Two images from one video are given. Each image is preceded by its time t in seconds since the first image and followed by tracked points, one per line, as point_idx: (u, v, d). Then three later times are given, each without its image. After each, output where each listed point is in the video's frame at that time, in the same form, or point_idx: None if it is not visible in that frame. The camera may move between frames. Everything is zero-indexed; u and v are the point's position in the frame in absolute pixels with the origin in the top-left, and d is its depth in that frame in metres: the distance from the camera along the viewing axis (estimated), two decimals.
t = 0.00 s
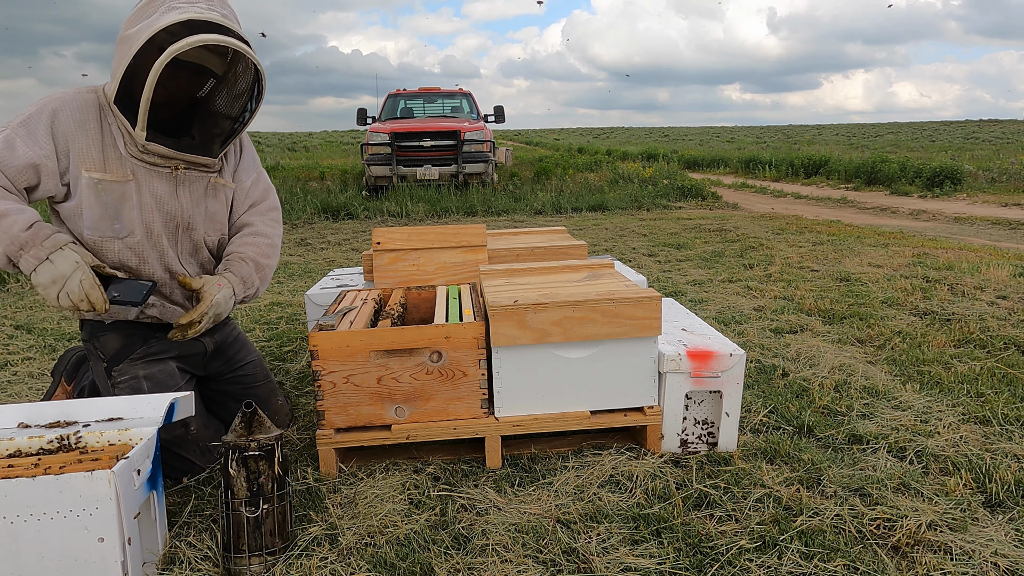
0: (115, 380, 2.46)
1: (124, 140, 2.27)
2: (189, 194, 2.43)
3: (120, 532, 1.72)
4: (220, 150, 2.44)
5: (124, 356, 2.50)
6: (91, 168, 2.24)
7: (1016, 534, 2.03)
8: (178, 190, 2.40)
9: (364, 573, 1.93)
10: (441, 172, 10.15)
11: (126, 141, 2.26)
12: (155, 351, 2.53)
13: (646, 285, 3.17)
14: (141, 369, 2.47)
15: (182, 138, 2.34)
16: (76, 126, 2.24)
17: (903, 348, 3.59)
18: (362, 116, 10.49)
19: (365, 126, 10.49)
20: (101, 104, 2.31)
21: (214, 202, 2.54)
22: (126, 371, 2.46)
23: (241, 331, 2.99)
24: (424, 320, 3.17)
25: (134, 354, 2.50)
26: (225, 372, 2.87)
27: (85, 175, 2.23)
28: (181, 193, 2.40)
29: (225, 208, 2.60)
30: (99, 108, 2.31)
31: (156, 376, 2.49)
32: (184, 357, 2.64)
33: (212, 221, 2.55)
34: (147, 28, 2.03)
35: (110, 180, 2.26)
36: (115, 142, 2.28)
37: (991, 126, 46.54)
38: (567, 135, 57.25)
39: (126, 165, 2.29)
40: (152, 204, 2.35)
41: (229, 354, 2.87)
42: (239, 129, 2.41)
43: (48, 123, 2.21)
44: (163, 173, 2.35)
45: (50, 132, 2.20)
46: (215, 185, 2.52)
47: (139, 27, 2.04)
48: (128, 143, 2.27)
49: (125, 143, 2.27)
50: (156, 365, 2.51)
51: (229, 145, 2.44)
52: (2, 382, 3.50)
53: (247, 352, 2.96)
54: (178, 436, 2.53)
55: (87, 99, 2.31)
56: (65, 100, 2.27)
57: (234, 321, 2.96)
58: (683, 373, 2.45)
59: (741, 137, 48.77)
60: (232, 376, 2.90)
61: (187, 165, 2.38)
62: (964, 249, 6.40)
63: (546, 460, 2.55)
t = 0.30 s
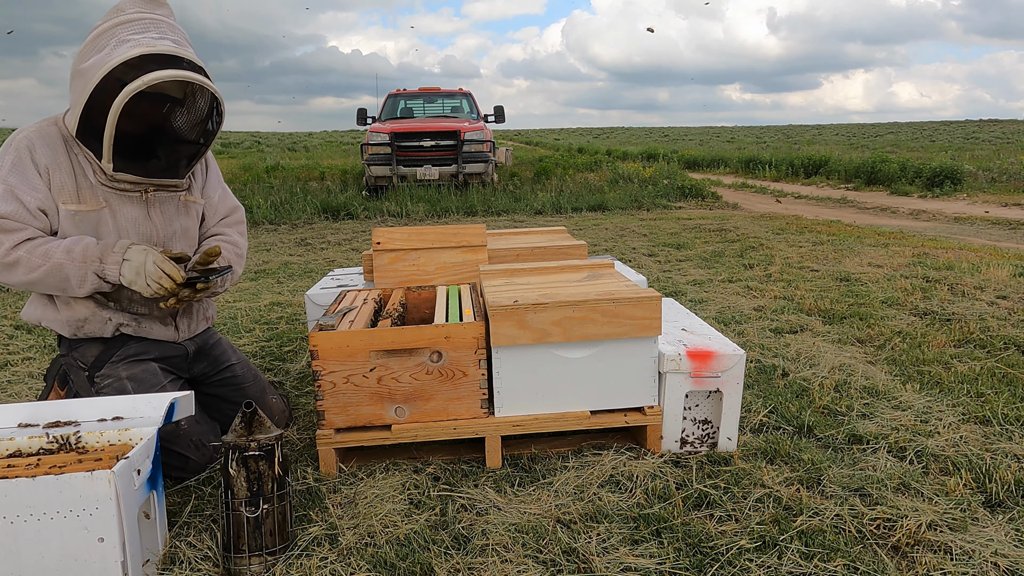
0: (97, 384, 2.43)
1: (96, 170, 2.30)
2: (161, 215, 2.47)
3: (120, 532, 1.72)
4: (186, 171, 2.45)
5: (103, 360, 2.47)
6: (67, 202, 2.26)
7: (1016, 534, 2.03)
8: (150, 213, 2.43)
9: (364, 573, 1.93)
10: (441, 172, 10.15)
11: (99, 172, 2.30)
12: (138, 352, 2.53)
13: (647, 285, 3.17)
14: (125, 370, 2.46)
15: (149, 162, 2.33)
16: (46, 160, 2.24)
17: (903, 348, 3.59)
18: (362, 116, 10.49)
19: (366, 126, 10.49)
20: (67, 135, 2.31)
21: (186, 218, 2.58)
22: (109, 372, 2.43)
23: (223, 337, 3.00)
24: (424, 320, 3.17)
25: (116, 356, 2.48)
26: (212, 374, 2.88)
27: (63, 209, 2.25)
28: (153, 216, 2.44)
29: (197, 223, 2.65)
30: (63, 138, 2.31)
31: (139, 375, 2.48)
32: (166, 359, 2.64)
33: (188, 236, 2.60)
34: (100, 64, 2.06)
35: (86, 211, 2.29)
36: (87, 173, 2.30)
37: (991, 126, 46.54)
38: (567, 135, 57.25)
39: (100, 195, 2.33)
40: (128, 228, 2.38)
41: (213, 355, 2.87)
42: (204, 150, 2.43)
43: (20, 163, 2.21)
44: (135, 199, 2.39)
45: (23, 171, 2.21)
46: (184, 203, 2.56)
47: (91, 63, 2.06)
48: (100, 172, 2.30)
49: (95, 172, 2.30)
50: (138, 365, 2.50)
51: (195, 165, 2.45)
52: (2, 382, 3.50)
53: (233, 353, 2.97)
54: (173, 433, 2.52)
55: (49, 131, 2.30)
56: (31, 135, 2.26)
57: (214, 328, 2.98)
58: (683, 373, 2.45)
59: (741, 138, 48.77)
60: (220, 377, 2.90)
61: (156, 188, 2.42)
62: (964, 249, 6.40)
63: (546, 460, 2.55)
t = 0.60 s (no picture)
0: (99, 386, 2.43)
1: (73, 176, 2.32)
2: (146, 215, 2.49)
3: (120, 532, 1.72)
4: (164, 170, 2.46)
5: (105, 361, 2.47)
6: (46, 210, 2.26)
7: (1016, 534, 2.03)
8: (135, 213, 2.45)
9: (364, 573, 1.93)
10: (441, 172, 10.15)
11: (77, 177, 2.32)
12: (139, 352, 2.53)
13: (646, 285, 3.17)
14: (127, 370, 2.45)
15: (126, 163, 2.33)
16: (21, 171, 2.25)
17: (903, 348, 3.59)
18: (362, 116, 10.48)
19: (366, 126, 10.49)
20: (39, 145, 2.31)
21: (173, 214, 2.60)
22: (111, 373, 2.43)
23: (221, 338, 3.01)
24: (423, 320, 3.17)
25: (116, 356, 2.47)
26: (212, 374, 2.88)
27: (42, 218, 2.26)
28: (139, 216, 2.46)
29: (186, 219, 2.67)
30: (36, 148, 2.32)
31: (140, 375, 2.48)
32: (167, 360, 2.64)
33: (178, 231, 2.62)
34: (66, 70, 2.05)
35: (67, 217, 2.29)
36: (63, 180, 2.31)
37: (991, 126, 46.54)
38: (567, 135, 57.26)
39: (82, 200, 2.33)
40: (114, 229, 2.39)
41: (212, 356, 2.88)
42: (178, 147, 2.44)
43: None
44: (118, 201, 2.41)
45: None
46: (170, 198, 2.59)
47: (57, 70, 2.05)
48: (80, 178, 2.32)
49: (74, 178, 2.32)
50: (140, 366, 2.50)
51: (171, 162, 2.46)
52: (2, 382, 3.51)
53: (231, 353, 2.98)
54: (175, 433, 2.51)
55: (19, 142, 2.30)
56: (2, 148, 2.26)
57: (211, 329, 2.98)
58: (683, 372, 2.45)
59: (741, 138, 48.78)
60: (218, 377, 2.90)
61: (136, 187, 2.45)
62: (964, 249, 6.40)
63: (546, 460, 2.55)
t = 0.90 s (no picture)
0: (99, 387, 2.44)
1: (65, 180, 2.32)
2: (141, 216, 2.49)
3: (120, 532, 1.72)
4: (156, 170, 2.45)
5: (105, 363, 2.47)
6: (39, 215, 2.26)
7: (1016, 534, 2.03)
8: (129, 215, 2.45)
9: (364, 573, 1.93)
10: (441, 172, 10.15)
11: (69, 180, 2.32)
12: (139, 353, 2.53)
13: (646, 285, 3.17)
14: (127, 372, 2.46)
15: (118, 164, 2.33)
16: (12, 177, 2.25)
17: (903, 348, 3.59)
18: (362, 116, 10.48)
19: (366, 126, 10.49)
20: (29, 150, 2.31)
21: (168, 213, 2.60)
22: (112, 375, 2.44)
23: (220, 339, 3.01)
24: (423, 320, 3.17)
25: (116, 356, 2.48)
26: (212, 375, 2.88)
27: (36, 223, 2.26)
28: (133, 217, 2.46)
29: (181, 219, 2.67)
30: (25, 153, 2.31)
31: (140, 376, 2.48)
32: (167, 361, 2.64)
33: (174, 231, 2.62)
34: (52, 77, 2.05)
35: (61, 220, 2.29)
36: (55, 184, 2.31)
37: (991, 126, 46.54)
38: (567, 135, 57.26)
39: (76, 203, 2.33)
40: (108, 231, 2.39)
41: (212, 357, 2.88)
42: (169, 147, 2.40)
43: None
44: (112, 204, 2.41)
45: None
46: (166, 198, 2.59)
47: (42, 77, 2.06)
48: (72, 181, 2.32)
49: (66, 181, 2.32)
50: (139, 367, 2.50)
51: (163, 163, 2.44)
52: (2, 382, 3.51)
53: (231, 354, 2.97)
54: (174, 433, 2.51)
55: (9, 148, 2.30)
56: None
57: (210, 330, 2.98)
58: (683, 373, 2.45)
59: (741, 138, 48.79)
60: (218, 379, 2.90)
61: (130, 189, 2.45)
62: (964, 249, 6.40)
63: (546, 460, 2.55)
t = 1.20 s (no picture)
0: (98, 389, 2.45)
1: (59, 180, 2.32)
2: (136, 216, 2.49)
3: (120, 532, 1.72)
4: (151, 168, 2.45)
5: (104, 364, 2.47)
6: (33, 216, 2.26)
7: (1016, 534, 2.03)
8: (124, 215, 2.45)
9: (364, 573, 1.93)
10: (441, 172, 10.15)
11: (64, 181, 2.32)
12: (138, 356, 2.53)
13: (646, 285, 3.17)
14: (126, 373, 2.46)
15: (112, 163, 2.34)
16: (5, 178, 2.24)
17: (903, 348, 3.59)
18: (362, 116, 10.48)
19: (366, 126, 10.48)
20: (22, 150, 2.30)
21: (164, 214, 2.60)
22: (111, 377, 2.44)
23: (219, 341, 3.01)
24: (423, 320, 3.17)
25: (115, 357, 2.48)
26: (211, 376, 2.88)
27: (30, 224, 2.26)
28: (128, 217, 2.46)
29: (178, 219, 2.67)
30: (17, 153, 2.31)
31: (139, 378, 2.48)
32: (166, 363, 2.65)
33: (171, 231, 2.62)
34: (43, 76, 2.05)
35: (55, 221, 2.30)
36: (48, 184, 2.31)
37: (990, 126, 46.54)
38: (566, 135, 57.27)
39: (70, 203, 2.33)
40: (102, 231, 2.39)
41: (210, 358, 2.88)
42: (164, 146, 2.41)
43: None
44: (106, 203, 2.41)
45: None
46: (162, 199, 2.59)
47: (33, 77, 2.06)
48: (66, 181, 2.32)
49: (60, 181, 2.32)
50: (139, 369, 2.51)
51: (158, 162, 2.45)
52: (2, 382, 3.51)
53: (229, 355, 2.98)
54: (174, 434, 2.51)
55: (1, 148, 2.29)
56: None
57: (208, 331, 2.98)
58: (683, 373, 2.45)
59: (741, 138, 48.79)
60: (218, 380, 2.90)
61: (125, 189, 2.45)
62: (964, 249, 6.40)
63: (546, 460, 2.55)
